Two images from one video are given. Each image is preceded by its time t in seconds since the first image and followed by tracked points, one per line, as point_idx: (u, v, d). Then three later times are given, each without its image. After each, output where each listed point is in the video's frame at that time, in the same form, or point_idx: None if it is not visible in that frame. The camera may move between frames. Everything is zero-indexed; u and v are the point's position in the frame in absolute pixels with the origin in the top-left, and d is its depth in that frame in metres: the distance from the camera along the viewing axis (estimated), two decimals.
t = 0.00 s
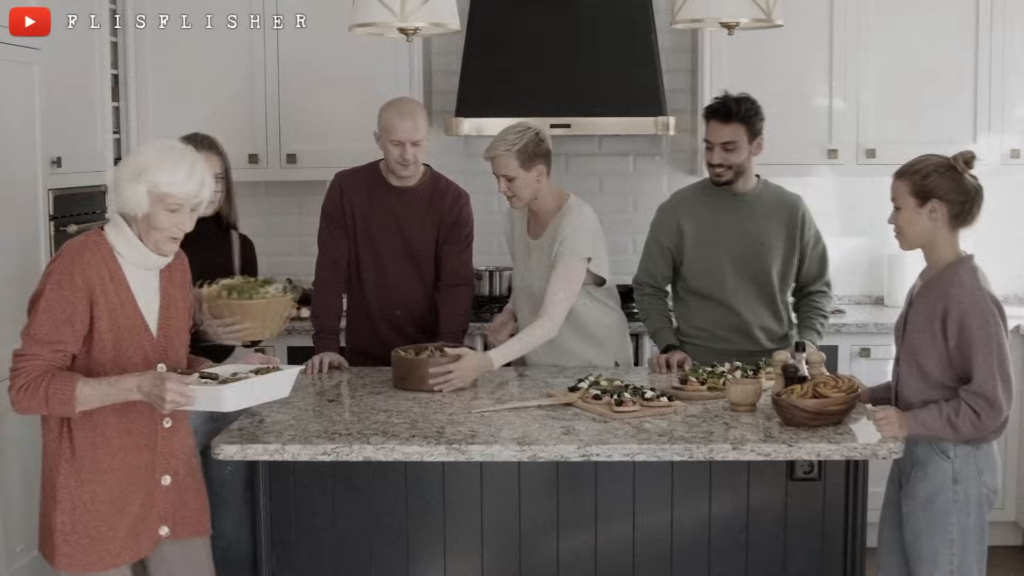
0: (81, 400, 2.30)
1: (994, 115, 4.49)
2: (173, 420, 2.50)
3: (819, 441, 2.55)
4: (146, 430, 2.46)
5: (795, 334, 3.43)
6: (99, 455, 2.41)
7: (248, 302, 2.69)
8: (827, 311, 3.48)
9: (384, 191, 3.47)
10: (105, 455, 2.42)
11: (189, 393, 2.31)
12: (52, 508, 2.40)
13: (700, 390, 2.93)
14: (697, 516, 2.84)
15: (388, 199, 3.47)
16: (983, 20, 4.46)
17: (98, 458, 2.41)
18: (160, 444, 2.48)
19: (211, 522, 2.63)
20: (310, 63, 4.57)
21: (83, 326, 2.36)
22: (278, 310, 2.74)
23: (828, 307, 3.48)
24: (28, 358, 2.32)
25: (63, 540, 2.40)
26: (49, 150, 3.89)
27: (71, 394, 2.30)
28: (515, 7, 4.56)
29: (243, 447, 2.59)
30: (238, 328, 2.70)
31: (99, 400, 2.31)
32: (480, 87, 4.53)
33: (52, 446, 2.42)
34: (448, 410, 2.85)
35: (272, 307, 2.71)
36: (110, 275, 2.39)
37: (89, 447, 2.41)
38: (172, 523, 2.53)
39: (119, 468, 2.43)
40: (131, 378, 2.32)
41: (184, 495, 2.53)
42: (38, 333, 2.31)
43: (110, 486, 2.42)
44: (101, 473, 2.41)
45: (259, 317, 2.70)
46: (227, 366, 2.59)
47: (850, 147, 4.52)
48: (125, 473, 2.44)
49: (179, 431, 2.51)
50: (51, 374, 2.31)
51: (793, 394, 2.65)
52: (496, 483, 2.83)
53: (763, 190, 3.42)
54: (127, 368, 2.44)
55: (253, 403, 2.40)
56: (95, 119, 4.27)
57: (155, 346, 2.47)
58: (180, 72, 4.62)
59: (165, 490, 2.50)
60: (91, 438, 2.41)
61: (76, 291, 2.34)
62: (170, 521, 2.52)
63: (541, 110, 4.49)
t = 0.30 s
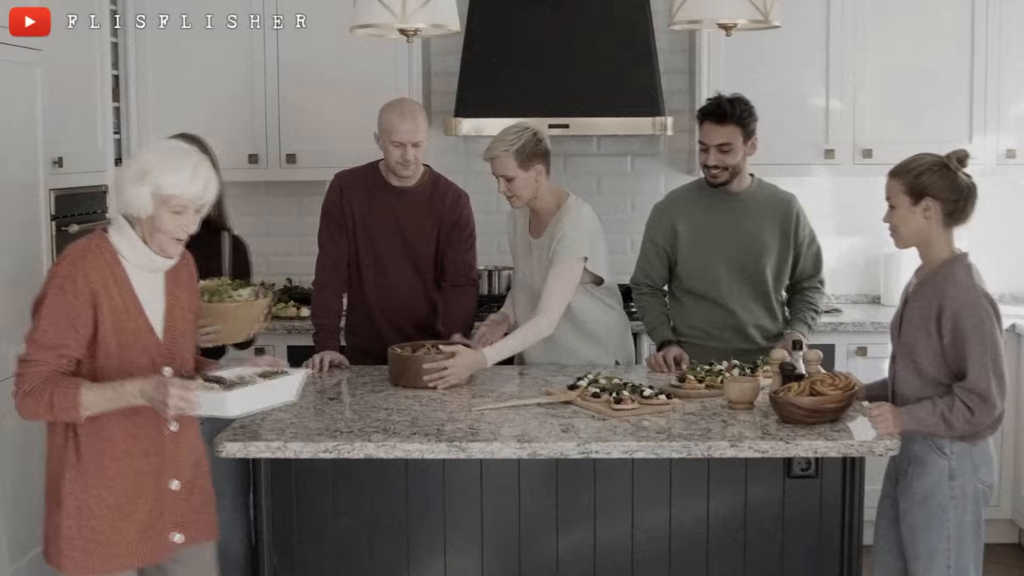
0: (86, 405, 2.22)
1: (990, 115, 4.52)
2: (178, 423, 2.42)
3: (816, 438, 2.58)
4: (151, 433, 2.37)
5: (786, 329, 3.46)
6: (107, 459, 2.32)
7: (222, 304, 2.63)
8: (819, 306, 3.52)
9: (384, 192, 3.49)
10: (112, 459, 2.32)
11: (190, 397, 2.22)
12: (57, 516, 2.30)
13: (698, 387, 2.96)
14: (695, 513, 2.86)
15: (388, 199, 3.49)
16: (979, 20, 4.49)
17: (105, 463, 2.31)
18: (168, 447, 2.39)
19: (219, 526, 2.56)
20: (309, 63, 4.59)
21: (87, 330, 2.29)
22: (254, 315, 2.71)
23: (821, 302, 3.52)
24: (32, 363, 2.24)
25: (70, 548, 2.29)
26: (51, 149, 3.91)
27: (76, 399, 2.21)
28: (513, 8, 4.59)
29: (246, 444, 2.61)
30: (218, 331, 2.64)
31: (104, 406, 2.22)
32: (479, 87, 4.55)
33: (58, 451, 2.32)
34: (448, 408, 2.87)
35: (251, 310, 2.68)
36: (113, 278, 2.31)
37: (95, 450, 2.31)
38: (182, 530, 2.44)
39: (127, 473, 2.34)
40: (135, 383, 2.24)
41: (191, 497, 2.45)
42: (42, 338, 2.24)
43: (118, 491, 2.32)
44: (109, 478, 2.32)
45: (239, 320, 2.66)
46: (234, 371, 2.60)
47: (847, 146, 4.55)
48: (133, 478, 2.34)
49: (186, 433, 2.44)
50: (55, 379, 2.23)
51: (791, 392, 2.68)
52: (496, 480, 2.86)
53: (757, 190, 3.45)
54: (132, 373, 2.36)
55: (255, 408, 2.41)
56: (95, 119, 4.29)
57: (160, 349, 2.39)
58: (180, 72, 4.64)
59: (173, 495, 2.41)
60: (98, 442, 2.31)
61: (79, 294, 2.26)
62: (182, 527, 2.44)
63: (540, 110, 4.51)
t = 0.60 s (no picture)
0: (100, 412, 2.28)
1: (986, 115, 4.54)
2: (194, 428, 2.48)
3: (814, 435, 2.60)
4: (163, 438, 2.44)
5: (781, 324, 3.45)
6: (117, 465, 2.40)
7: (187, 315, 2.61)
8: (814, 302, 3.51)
9: (385, 191, 3.51)
10: (123, 465, 2.40)
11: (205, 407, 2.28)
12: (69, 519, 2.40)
13: (697, 385, 2.98)
14: (694, 510, 2.89)
15: (389, 199, 3.51)
16: (975, 21, 4.51)
17: (115, 469, 2.40)
18: (181, 453, 2.46)
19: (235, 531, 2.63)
20: (310, 63, 4.61)
21: (100, 337, 2.35)
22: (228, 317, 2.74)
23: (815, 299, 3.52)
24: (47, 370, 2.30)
25: (81, 552, 2.39)
26: (53, 150, 3.94)
27: (90, 406, 2.27)
28: (512, 9, 4.61)
29: (248, 442, 2.61)
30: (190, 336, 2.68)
31: (117, 413, 2.29)
32: (478, 88, 4.58)
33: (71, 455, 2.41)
34: (449, 406, 2.90)
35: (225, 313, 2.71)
36: (127, 284, 2.37)
37: (105, 456, 2.39)
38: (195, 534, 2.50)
39: (138, 478, 2.42)
40: (149, 392, 2.30)
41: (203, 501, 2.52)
42: (57, 345, 2.31)
43: (128, 497, 2.41)
44: (119, 483, 2.40)
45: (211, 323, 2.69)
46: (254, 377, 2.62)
47: (844, 146, 4.57)
48: (141, 484, 2.42)
49: (199, 438, 2.49)
50: (70, 386, 2.30)
51: (789, 389, 2.70)
52: (497, 477, 2.88)
53: (753, 189, 3.47)
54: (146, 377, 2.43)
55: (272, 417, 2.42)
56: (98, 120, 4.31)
57: (173, 353, 2.45)
58: (181, 72, 4.66)
59: (186, 501, 2.47)
60: (109, 447, 2.39)
61: (92, 300, 2.33)
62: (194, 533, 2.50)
63: (540, 111, 4.54)
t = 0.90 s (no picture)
0: (121, 423, 2.20)
1: (983, 116, 4.57)
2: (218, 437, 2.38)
3: (814, 433, 2.62)
4: (187, 447, 2.35)
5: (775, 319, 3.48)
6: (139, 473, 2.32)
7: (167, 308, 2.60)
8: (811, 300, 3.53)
9: (384, 192, 3.53)
10: (145, 472, 2.33)
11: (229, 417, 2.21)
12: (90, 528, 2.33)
13: (697, 384, 3.00)
14: (693, 508, 2.91)
15: (389, 199, 3.53)
16: (972, 22, 4.54)
17: (137, 477, 2.32)
18: (205, 462, 2.37)
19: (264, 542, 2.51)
20: (310, 64, 4.63)
21: (121, 346, 2.28)
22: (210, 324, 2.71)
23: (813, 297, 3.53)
24: (68, 381, 2.24)
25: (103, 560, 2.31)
26: (56, 150, 3.96)
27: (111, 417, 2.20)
28: (512, 10, 4.63)
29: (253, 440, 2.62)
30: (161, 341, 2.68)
31: (140, 424, 2.20)
32: (478, 89, 4.60)
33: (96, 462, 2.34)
34: (450, 404, 2.92)
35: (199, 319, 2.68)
36: (149, 291, 2.30)
37: (128, 465, 2.32)
38: (221, 546, 2.40)
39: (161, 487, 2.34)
40: (171, 403, 2.21)
41: (235, 514, 2.41)
42: (78, 354, 2.24)
43: (149, 505, 2.32)
44: (140, 491, 2.32)
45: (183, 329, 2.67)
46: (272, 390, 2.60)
47: (843, 147, 4.60)
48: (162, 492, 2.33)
49: (223, 446, 2.39)
50: (90, 395, 2.22)
51: (789, 388, 2.73)
52: (498, 475, 2.90)
53: (750, 189, 3.49)
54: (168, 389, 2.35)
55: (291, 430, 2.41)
56: (99, 120, 4.33)
57: (196, 363, 2.37)
58: (181, 72, 4.68)
59: (211, 511, 2.37)
60: (131, 456, 2.32)
61: (113, 309, 2.25)
62: (219, 543, 2.39)
63: (539, 111, 4.56)
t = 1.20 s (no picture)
0: (148, 429, 2.11)
1: (981, 117, 4.59)
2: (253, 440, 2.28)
3: (813, 431, 2.65)
4: (221, 452, 2.26)
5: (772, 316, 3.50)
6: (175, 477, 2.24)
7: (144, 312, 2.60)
8: (809, 300, 3.51)
9: (385, 192, 3.55)
10: (182, 477, 2.24)
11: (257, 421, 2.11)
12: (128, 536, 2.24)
13: (697, 383, 3.03)
14: (694, 505, 2.93)
15: (389, 199, 3.55)
16: (970, 24, 4.56)
17: (174, 483, 2.24)
18: (241, 466, 2.28)
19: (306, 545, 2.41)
20: (310, 64, 4.65)
21: (152, 350, 2.18)
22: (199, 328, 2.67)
23: (811, 296, 3.51)
24: (99, 385, 2.14)
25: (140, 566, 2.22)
26: (58, 150, 3.98)
27: (138, 423, 2.11)
28: (512, 11, 4.65)
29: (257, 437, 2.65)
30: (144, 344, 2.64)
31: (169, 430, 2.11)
32: (478, 89, 4.62)
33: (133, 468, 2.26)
34: (452, 403, 2.94)
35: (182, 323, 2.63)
36: (180, 293, 2.19)
37: (166, 471, 2.23)
38: (259, 552, 2.30)
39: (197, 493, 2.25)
40: (200, 409, 2.12)
41: (273, 519, 2.32)
42: (107, 357, 2.14)
43: (185, 511, 2.24)
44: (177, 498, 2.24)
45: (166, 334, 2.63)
46: (304, 394, 2.47)
47: (841, 147, 4.62)
48: (199, 495, 2.25)
49: (260, 450, 2.30)
50: (119, 400, 2.13)
51: (788, 386, 2.75)
52: (500, 472, 2.92)
53: (747, 189, 3.51)
54: (201, 393, 2.25)
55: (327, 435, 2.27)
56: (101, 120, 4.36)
57: (230, 365, 2.26)
58: (182, 72, 4.70)
59: (249, 516, 2.28)
60: (166, 461, 2.23)
61: (143, 311, 2.15)
62: (258, 547, 2.30)
63: (539, 111, 4.58)
